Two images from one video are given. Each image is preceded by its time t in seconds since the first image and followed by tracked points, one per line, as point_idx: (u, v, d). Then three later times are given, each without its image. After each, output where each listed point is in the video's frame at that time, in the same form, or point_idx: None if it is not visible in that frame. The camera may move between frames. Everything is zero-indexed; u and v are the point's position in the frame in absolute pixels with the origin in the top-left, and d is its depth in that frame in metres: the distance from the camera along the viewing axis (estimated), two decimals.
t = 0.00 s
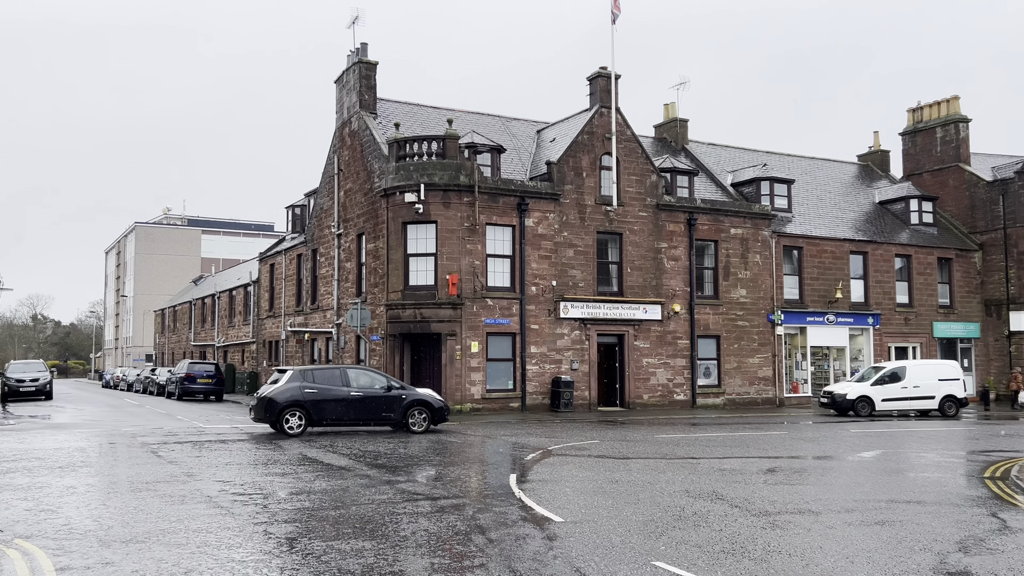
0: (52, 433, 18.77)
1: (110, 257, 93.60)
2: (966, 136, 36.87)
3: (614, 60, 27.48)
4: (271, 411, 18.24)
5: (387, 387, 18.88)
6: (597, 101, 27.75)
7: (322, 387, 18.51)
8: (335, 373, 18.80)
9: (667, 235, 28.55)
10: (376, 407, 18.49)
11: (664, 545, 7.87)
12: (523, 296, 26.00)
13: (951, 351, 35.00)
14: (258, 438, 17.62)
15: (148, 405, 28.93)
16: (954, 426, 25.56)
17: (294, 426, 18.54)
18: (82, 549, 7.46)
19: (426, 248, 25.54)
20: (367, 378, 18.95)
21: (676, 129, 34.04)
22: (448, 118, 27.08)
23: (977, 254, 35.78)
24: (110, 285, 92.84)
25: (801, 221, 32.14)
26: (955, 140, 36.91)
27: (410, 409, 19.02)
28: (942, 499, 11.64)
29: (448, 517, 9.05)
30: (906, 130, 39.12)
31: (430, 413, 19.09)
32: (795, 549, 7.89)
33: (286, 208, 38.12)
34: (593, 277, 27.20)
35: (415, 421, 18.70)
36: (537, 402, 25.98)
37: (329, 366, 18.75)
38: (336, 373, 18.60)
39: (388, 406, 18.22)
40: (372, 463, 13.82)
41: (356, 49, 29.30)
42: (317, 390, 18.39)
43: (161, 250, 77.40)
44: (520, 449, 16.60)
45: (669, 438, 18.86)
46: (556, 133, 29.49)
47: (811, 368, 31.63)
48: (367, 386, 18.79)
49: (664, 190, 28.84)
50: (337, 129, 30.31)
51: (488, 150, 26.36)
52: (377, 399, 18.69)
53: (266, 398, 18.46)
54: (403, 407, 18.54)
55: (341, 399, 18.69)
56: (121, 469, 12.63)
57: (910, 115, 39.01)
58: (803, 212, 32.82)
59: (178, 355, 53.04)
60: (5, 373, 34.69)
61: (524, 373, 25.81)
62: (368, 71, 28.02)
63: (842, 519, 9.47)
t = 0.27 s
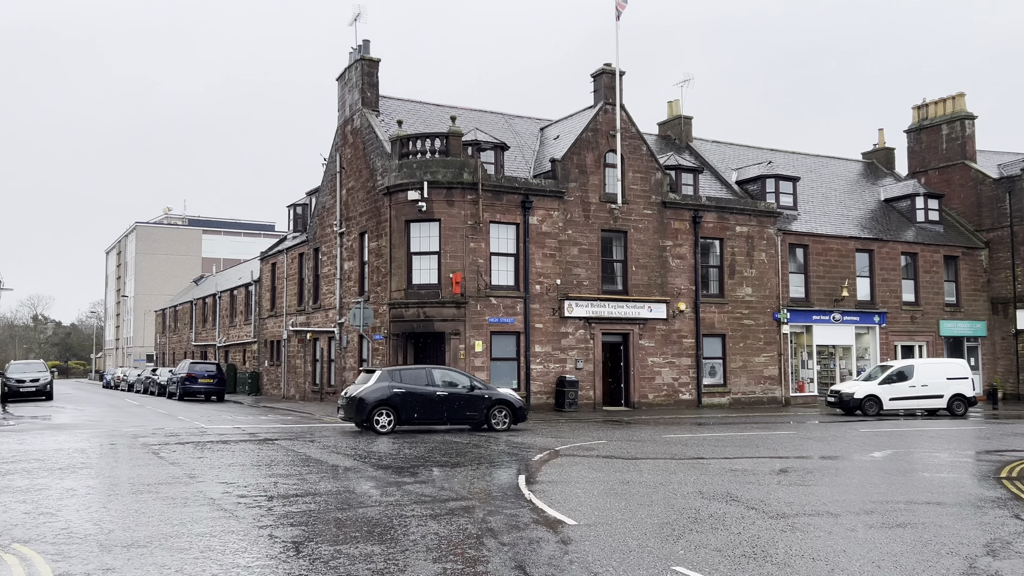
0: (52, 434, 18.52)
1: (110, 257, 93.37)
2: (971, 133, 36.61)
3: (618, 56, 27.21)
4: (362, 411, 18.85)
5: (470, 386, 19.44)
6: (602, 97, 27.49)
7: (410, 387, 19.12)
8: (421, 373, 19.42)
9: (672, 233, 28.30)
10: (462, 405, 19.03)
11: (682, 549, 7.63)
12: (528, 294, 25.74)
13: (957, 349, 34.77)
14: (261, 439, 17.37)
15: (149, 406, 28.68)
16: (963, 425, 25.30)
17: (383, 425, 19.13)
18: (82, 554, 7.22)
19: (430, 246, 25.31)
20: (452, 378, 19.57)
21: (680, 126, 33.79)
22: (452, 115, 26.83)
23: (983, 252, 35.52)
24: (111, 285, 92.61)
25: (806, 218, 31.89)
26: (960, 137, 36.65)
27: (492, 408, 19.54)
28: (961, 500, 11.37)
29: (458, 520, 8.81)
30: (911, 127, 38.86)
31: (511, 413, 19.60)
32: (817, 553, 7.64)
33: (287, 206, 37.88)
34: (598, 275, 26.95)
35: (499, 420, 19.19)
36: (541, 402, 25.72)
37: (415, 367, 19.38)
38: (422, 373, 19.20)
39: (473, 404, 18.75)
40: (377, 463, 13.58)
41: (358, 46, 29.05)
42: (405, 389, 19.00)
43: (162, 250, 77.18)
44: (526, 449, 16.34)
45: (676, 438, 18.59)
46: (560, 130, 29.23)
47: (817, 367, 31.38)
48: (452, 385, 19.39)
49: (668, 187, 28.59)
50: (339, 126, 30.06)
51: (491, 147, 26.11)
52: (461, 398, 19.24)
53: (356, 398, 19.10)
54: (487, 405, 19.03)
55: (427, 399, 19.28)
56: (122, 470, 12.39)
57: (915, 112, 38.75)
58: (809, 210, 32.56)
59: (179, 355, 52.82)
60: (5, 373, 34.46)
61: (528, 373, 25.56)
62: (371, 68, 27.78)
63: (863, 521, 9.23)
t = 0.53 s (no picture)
0: (53, 439, 18.26)
1: (111, 260, 93.18)
2: (978, 132, 36.34)
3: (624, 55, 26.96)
4: (454, 413, 19.22)
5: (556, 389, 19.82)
6: (607, 97, 27.23)
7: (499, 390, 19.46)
8: (507, 376, 19.79)
9: (679, 233, 28.04)
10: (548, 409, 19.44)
11: (705, 560, 7.37)
12: (533, 296, 25.48)
13: (965, 350, 34.48)
14: (265, 444, 17.10)
15: (151, 410, 28.40)
16: (974, 427, 25.01)
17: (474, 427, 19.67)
18: (84, 568, 6.96)
19: (434, 248, 25.06)
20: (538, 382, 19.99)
21: (685, 126, 33.54)
22: (456, 115, 26.59)
23: (991, 252, 35.26)
24: (112, 288, 92.40)
25: (813, 219, 31.63)
26: (967, 136, 36.38)
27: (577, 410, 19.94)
28: (984, 506, 11.10)
29: (472, 529, 8.54)
30: (917, 126, 38.59)
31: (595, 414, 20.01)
32: (846, 564, 7.35)
33: (289, 208, 37.62)
34: (604, 276, 26.69)
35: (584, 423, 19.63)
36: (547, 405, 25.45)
37: (502, 369, 19.74)
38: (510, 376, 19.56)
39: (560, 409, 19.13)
40: (385, 469, 13.32)
41: (361, 46, 28.82)
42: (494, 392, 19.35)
43: (163, 252, 76.96)
44: (535, 453, 16.08)
45: (686, 442, 18.33)
46: (565, 130, 28.98)
47: (825, 368, 31.10)
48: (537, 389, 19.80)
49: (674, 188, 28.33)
50: (341, 127, 29.82)
51: (496, 148, 25.87)
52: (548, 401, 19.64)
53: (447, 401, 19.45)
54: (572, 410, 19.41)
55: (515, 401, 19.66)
56: (124, 477, 12.12)
57: (922, 111, 38.47)
58: (815, 210, 32.30)
59: (181, 358, 52.56)
60: (5, 377, 34.17)
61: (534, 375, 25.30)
62: (373, 68, 27.53)
63: (888, 529, 8.96)
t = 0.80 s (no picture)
0: (58, 444, 18.07)
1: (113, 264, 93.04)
2: (985, 130, 36.11)
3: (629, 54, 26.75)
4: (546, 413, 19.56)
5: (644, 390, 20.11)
6: (613, 96, 27.03)
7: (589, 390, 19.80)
8: (597, 377, 20.09)
9: (686, 233, 27.83)
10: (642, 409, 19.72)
11: (732, 566, 7.16)
12: (540, 297, 25.26)
13: (974, 349, 34.22)
14: (272, 448, 16.89)
15: (156, 414, 28.22)
16: (986, 426, 24.77)
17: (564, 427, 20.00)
18: None
19: (440, 249, 24.85)
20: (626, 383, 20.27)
21: (691, 125, 33.32)
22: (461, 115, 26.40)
23: (999, 250, 35.02)
24: (114, 292, 92.27)
25: (820, 217, 31.41)
26: (974, 134, 36.15)
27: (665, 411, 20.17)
28: (1009, 507, 10.87)
29: (489, 535, 8.33)
30: (923, 124, 38.36)
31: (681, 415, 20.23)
32: (878, 569, 7.14)
33: (292, 210, 37.42)
34: (611, 277, 26.46)
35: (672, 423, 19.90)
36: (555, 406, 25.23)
37: (592, 370, 20.06)
38: (600, 376, 19.89)
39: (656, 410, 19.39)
40: (395, 473, 13.10)
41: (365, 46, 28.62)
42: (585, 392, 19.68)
43: (165, 256, 76.82)
44: (546, 456, 15.85)
45: (699, 443, 18.09)
46: (570, 129, 28.77)
47: (833, 368, 30.90)
48: (627, 390, 20.07)
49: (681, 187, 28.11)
50: (345, 128, 29.62)
51: (502, 148, 25.67)
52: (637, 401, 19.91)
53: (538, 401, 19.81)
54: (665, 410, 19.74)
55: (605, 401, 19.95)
56: (131, 483, 11.92)
57: (928, 109, 38.24)
58: (822, 209, 32.08)
59: (184, 362, 52.36)
60: (8, 382, 34.00)
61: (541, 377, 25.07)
62: (378, 69, 27.34)
63: (916, 533, 8.74)
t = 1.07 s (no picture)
0: (64, 451, 17.87)
1: (118, 270, 93.02)
2: (995, 129, 35.84)
3: (638, 54, 26.53)
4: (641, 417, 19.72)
5: (735, 392, 20.31)
6: (621, 97, 26.82)
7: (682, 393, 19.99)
8: (688, 381, 20.32)
9: (695, 234, 27.59)
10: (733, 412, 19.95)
11: None
12: (549, 300, 25.02)
13: (986, 350, 33.89)
14: (281, 454, 16.67)
15: (162, 420, 28.03)
16: (1001, 428, 24.46)
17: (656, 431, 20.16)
18: None
19: (448, 252, 24.63)
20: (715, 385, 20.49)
21: (698, 126, 33.09)
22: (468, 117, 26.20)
23: (1010, 250, 34.72)
24: (118, 298, 92.23)
25: (830, 218, 31.14)
26: (984, 133, 35.88)
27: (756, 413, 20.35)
28: None
29: (510, 545, 8.10)
30: (932, 124, 38.10)
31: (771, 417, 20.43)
32: None
33: (298, 215, 37.26)
34: (620, 279, 26.21)
35: (763, 425, 20.07)
36: (565, 410, 24.97)
37: (683, 374, 20.28)
38: (692, 380, 20.11)
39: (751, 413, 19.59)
40: (408, 480, 12.87)
41: (371, 49, 28.45)
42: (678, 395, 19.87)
43: (170, 261, 76.74)
44: (560, 461, 15.60)
45: (714, 448, 17.81)
46: (578, 131, 28.56)
47: (845, 370, 30.58)
48: (718, 393, 20.30)
49: (690, 188, 27.87)
50: (351, 131, 29.43)
51: (509, 150, 25.46)
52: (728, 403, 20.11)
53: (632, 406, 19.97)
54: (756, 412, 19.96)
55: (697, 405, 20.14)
56: (140, 491, 11.70)
57: (937, 109, 37.98)
58: (832, 209, 31.83)
59: (189, 367, 52.21)
60: (14, 388, 33.83)
61: (551, 381, 24.82)
62: (384, 71, 27.16)
63: (948, 540, 8.49)
